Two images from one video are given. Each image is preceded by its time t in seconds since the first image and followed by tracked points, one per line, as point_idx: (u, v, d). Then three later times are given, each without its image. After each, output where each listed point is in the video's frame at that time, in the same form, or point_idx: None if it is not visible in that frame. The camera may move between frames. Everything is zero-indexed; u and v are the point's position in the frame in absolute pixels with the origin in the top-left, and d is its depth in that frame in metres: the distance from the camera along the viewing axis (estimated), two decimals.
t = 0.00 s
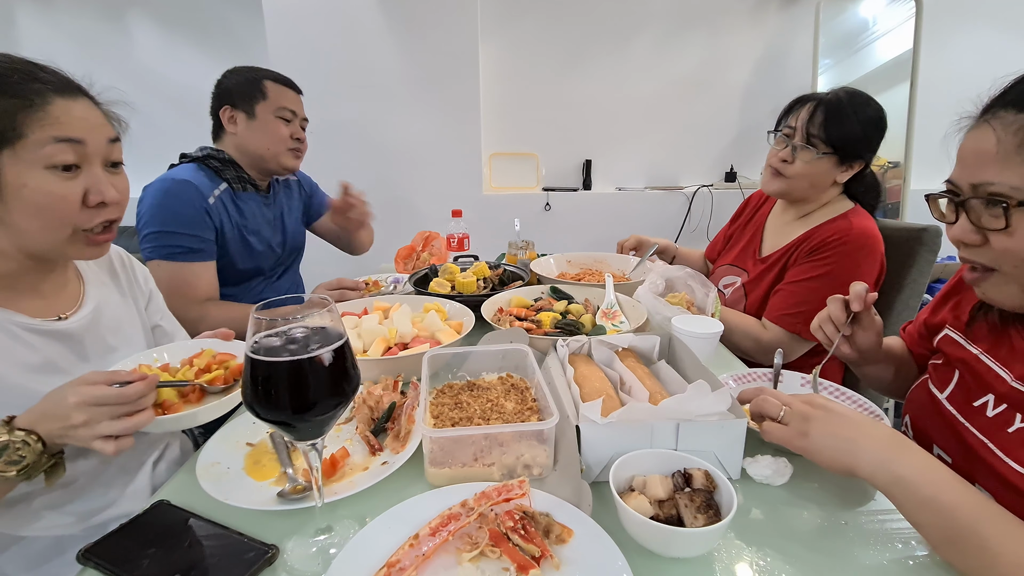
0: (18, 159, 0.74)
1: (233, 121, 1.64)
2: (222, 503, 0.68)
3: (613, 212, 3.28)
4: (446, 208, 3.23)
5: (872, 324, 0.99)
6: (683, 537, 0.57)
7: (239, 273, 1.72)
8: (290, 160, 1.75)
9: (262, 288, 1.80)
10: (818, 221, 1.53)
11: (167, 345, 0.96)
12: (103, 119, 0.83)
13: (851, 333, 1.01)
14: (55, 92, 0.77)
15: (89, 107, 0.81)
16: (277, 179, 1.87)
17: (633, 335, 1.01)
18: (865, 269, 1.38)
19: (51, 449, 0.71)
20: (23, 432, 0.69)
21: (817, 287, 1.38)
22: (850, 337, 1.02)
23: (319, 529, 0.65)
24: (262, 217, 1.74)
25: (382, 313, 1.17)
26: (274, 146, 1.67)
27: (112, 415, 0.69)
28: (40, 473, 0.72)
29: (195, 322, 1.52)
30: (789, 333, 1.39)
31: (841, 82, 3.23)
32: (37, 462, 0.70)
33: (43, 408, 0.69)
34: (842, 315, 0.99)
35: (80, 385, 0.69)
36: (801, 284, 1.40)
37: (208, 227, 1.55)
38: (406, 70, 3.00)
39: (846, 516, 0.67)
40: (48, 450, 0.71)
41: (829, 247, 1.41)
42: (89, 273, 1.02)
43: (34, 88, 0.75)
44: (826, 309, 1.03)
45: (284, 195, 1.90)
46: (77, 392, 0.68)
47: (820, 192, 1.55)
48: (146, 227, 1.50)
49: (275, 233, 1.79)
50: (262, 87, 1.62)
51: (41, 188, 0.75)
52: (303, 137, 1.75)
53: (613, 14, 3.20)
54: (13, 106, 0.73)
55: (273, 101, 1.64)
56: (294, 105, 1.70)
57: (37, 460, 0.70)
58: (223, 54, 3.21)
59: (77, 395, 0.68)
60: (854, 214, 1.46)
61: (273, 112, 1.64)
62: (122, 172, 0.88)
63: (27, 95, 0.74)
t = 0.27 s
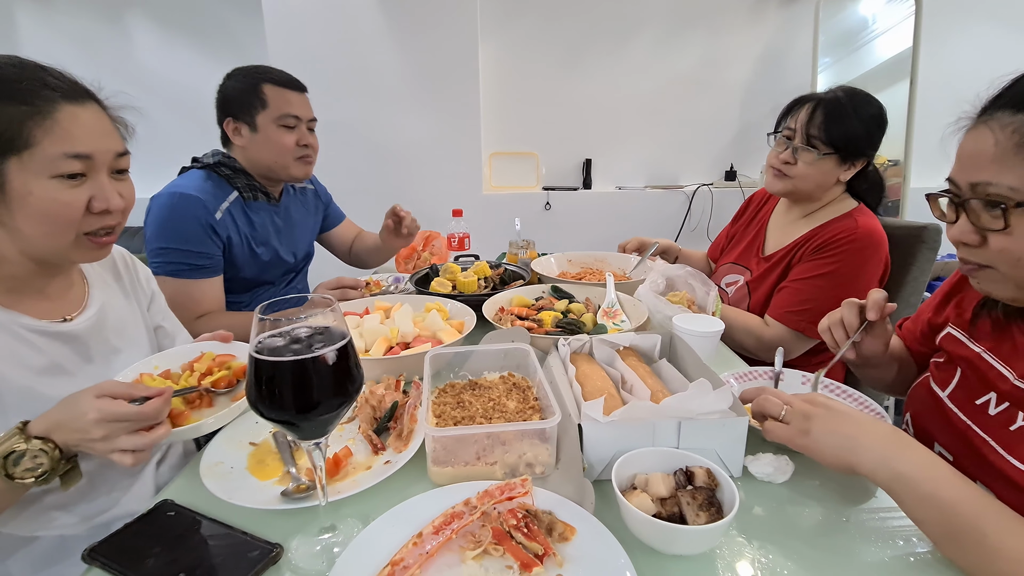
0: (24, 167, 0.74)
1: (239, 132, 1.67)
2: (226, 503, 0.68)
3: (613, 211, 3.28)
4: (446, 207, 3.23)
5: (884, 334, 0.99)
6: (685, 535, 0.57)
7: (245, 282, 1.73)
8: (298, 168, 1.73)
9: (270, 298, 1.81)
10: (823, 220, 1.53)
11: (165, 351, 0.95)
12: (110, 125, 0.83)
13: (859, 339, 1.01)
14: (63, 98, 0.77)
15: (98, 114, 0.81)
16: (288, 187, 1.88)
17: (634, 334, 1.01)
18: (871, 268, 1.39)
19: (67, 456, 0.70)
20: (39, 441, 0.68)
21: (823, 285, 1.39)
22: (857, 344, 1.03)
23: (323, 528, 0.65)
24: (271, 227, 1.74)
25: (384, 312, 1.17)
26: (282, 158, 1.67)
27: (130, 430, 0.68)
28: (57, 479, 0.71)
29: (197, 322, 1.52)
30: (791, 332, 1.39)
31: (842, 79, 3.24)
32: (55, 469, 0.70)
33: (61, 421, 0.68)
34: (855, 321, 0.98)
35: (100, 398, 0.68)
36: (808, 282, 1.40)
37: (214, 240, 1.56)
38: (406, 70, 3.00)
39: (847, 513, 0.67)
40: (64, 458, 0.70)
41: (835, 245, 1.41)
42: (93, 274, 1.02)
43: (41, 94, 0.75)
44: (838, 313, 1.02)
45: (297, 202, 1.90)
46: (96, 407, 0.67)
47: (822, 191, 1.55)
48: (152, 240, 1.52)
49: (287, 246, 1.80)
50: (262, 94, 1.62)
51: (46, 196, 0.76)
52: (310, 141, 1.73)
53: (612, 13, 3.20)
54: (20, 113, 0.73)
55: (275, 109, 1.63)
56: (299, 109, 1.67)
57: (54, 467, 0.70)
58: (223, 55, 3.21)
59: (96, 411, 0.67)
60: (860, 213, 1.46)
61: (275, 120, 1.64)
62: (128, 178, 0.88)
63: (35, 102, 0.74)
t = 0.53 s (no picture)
0: (21, 169, 0.73)
1: (253, 138, 1.65)
2: (227, 502, 0.68)
3: (613, 210, 3.28)
4: (446, 206, 3.22)
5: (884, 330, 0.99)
6: (688, 534, 0.57)
7: (251, 288, 1.73)
8: (313, 175, 1.73)
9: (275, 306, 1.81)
10: (821, 217, 1.53)
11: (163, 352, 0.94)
12: (110, 126, 0.82)
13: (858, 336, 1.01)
14: (63, 100, 0.76)
15: (97, 114, 0.80)
16: (304, 195, 1.87)
17: (636, 332, 1.01)
18: (872, 265, 1.38)
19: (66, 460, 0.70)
20: (37, 446, 0.67)
21: (822, 282, 1.38)
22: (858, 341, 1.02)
23: (325, 527, 0.65)
24: (282, 236, 1.74)
25: (384, 311, 1.17)
26: (298, 166, 1.67)
27: (130, 438, 0.67)
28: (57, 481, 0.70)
29: (198, 321, 1.52)
30: (792, 330, 1.39)
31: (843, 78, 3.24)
32: (55, 472, 0.69)
33: (61, 429, 0.66)
34: (854, 319, 0.98)
35: (92, 407, 0.66)
36: (807, 279, 1.40)
37: (220, 246, 1.56)
38: (406, 69, 3.00)
39: (850, 512, 0.67)
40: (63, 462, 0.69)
41: (834, 242, 1.41)
42: (94, 274, 1.02)
43: (41, 95, 0.74)
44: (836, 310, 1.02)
45: (310, 211, 1.90)
46: (92, 418, 0.65)
47: (819, 189, 1.55)
48: (158, 241, 1.52)
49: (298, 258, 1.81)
50: (279, 101, 1.61)
51: (42, 198, 0.75)
52: (327, 149, 1.72)
53: (613, 12, 3.20)
54: (20, 115, 0.72)
55: (293, 117, 1.62)
56: (317, 117, 1.66)
57: (54, 469, 0.69)
58: (223, 54, 3.20)
59: (92, 422, 0.65)
60: (854, 210, 1.46)
61: (292, 128, 1.63)
62: (126, 180, 0.87)
63: (36, 104, 0.73)
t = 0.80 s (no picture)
0: (28, 171, 0.73)
1: (274, 144, 1.65)
2: (233, 500, 0.68)
3: (614, 209, 3.28)
4: (447, 205, 3.22)
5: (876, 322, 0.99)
6: (694, 533, 0.57)
7: (261, 290, 1.73)
8: (331, 181, 1.74)
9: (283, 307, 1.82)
10: (819, 214, 1.53)
11: (176, 348, 0.95)
12: (119, 131, 0.82)
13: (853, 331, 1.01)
14: (72, 103, 0.76)
15: (105, 117, 0.79)
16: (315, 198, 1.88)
17: (639, 331, 1.01)
18: (869, 260, 1.37)
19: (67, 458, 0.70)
20: (36, 445, 0.67)
21: (823, 280, 1.38)
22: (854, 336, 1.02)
23: (331, 525, 0.65)
24: (294, 240, 1.76)
25: (388, 310, 1.17)
26: (317, 172, 1.68)
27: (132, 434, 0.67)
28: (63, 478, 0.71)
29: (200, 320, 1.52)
30: (794, 329, 1.39)
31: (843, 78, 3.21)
32: (56, 470, 0.69)
33: (61, 427, 0.66)
34: (843, 315, 0.99)
35: (91, 406, 0.65)
36: (806, 277, 1.40)
37: (235, 248, 1.56)
38: (407, 69, 3.00)
39: (855, 510, 0.67)
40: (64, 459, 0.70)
41: (831, 239, 1.41)
42: (99, 273, 1.02)
43: (51, 98, 0.74)
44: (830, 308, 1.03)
45: (321, 214, 1.91)
46: (91, 416, 0.64)
47: (817, 187, 1.55)
48: (174, 242, 1.52)
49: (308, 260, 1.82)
50: (299, 107, 1.61)
51: (48, 200, 0.75)
52: (344, 155, 1.73)
53: (614, 11, 3.20)
54: (30, 118, 0.72)
55: (313, 123, 1.62)
56: (335, 123, 1.67)
57: (57, 468, 0.69)
58: (224, 54, 3.20)
59: (92, 420, 0.64)
60: (852, 205, 1.46)
61: (312, 134, 1.63)
62: (133, 182, 0.86)
63: (46, 107, 0.73)
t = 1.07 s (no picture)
0: (35, 169, 0.71)
1: (282, 144, 1.65)
2: (231, 499, 0.68)
3: (613, 209, 3.28)
4: (446, 204, 3.22)
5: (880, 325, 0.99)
6: (694, 532, 0.57)
7: (262, 284, 1.73)
8: (338, 181, 1.75)
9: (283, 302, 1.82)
10: (814, 212, 1.52)
11: (191, 344, 0.95)
12: (130, 130, 0.81)
13: (855, 332, 1.01)
14: (82, 101, 0.75)
15: (116, 116, 0.78)
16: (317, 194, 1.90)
17: (639, 331, 1.01)
18: (863, 256, 1.37)
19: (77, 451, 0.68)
20: (45, 439, 0.65)
21: (819, 278, 1.38)
22: (855, 336, 1.02)
23: (329, 524, 0.65)
24: (296, 234, 1.76)
25: (386, 309, 1.17)
26: (324, 171, 1.68)
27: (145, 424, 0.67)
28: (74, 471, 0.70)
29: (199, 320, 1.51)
30: (793, 328, 1.39)
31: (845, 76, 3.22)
32: (67, 464, 0.68)
33: (70, 420, 0.64)
34: (846, 315, 0.99)
35: (99, 398, 0.64)
36: (802, 275, 1.39)
37: (242, 240, 1.56)
38: (407, 67, 2.99)
39: (855, 510, 0.67)
40: (73, 453, 0.68)
41: (825, 237, 1.41)
42: (104, 272, 1.02)
43: (62, 96, 0.73)
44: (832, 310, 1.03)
45: (321, 210, 1.93)
46: (100, 407, 0.63)
47: (813, 185, 1.55)
48: (179, 233, 1.50)
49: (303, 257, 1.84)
50: (309, 107, 1.61)
51: (55, 199, 0.73)
52: (351, 155, 1.73)
53: (614, 11, 3.20)
54: (39, 117, 0.71)
55: (322, 123, 1.62)
56: (343, 123, 1.67)
57: (69, 461, 0.68)
58: (223, 52, 3.20)
59: (102, 412, 0.63)
60: (847, 204, 1.45)
61: (321, 134, 1.63)
62: (143, 182, 0.85)
63: (56, 105, 0.72)
